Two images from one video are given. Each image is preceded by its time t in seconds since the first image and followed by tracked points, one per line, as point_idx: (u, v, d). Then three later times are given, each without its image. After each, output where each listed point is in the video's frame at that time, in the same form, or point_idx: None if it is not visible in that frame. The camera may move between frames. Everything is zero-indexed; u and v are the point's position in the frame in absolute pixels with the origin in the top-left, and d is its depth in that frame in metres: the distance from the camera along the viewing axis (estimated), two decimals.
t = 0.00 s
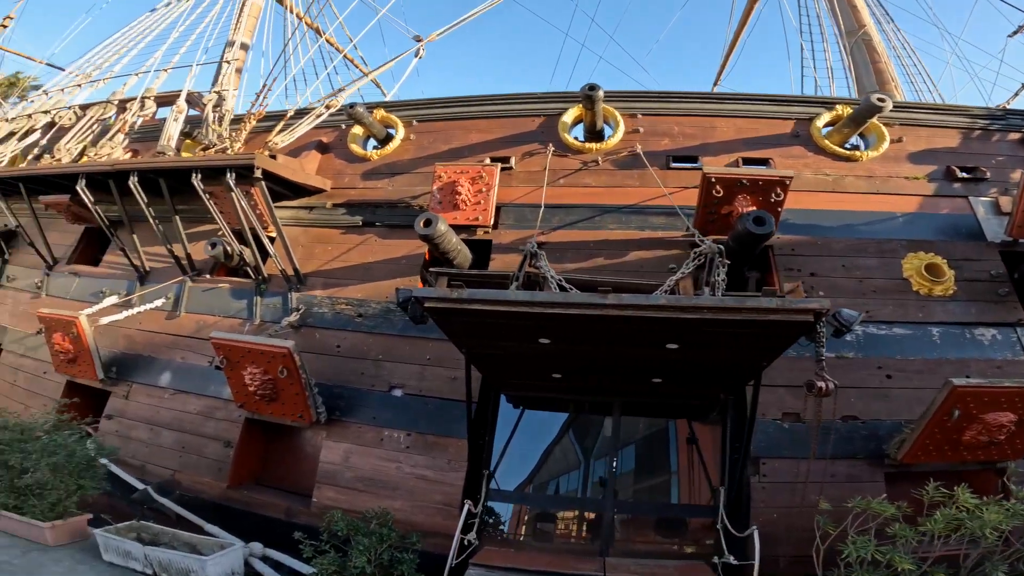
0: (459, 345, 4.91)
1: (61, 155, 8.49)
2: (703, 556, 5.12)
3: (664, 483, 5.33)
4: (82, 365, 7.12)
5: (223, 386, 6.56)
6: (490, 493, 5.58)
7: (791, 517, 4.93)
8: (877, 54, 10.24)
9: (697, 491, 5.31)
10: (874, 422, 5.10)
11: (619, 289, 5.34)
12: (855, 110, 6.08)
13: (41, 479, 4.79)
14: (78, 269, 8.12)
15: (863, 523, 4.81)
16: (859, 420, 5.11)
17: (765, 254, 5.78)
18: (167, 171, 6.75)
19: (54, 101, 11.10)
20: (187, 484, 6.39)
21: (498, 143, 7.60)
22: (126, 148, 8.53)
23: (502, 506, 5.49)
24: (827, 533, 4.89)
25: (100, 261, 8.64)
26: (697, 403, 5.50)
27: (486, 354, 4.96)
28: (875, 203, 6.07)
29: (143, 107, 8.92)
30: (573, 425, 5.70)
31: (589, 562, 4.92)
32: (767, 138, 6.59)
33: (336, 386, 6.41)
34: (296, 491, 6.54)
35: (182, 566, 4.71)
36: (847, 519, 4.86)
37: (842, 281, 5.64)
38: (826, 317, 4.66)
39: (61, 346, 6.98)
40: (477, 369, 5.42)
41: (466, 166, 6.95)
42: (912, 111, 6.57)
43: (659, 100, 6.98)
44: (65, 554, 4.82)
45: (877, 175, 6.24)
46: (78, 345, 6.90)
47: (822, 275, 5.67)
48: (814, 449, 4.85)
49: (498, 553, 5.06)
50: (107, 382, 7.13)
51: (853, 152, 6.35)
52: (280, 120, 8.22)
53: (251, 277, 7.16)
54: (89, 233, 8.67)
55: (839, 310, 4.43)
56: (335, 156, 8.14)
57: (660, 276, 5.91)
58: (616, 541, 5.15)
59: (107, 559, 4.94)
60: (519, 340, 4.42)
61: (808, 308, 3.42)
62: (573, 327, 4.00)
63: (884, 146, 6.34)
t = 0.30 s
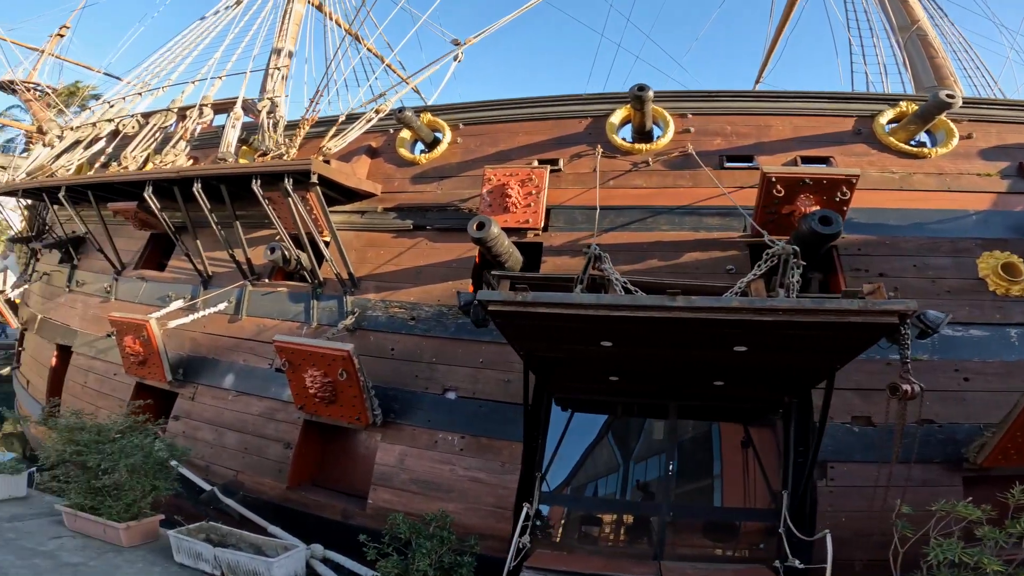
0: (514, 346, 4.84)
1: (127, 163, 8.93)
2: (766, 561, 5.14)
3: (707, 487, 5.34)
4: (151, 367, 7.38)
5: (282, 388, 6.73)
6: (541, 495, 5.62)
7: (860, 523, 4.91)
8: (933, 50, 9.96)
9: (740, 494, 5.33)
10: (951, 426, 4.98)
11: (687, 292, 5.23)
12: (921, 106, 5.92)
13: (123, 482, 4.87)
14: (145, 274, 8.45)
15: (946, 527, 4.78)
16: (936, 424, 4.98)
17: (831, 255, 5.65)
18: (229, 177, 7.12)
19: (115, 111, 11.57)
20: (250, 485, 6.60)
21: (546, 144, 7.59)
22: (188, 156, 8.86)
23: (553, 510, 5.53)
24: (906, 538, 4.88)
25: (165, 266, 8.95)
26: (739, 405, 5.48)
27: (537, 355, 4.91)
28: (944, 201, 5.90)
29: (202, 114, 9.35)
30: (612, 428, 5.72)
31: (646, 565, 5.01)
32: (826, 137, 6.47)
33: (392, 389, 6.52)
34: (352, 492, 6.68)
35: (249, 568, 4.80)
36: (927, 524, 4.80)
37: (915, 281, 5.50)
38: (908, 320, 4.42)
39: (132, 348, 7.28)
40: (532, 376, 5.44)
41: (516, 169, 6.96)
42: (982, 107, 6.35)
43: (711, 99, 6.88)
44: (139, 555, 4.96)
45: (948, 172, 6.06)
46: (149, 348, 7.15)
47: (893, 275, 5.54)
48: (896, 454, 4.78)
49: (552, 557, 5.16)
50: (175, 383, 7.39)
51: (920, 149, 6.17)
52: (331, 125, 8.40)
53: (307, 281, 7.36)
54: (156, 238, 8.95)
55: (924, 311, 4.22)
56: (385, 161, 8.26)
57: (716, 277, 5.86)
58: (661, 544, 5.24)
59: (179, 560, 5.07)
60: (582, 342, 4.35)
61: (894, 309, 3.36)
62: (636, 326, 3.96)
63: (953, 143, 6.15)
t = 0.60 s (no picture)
0: (561, 347, 4.64)
1: (175, 169, 9.31)
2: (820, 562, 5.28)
3: (740, 490, 5.45)
4: (201, 370, 7.59)
5: (327, 391, 6.86)
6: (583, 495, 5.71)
7: (919, 524, 4.97)
8: (978, 47, 9.77)
9: (774, 497, 5.41)
10: (1014, 430, 4.98)
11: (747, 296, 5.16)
12: (976, 105, 5.81)
13: (182, 484, 4.98)
14: (193, 278, 8.73)
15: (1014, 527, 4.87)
16: (1000, 428, 4.98)
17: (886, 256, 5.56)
18: (272, 183, 7.39)
19: (161, 118, 12.01)
20: (295, 487, 6.72)
21: (583, 146, 7.57)
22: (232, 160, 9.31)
23: (593, 512, 5.66)
24: (973, 540, 4.95)
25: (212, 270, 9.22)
26: (759, 406, 5.58)
27: (585, 359, 4.73)
28: (1000, 201, 5.79)
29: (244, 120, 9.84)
30: (645, 432, 5.78)
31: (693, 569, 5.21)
32: (874, 136, 6.38)
33: (435, 392, 6.51)
34: (396, 496, 6.72)
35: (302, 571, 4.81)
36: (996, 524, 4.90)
37: (973, 282, 5.40)
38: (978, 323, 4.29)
39: (183, 351, 7.50)
40: (577, 382, 5.39)
41: (555, 171, 6.87)
42: None
43: (753, 99, 6.80)
44: (194, 557, 5.03)
45: (1005, 171, 5.97)
46: (199, 351, 7.38)
47: (950, 276, 5.44)
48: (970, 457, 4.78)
49: (596, 559, 5.34)
50: (224, 386, 7.58)
51: (976, 148, 6.10)
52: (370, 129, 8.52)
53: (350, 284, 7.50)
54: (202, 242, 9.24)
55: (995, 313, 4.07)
56: (422, 165, 8.33)
57: (763, 280, 5.83)
58: (692, 546, 5.42)
59: (231, 563, 5.07)
60: (633, 347, 4.19)
61: (966, 312, 3.28)
62: (696, 335, 3.83)
63: (1010, 141, 6.06)
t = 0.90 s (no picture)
0: (607, 349, 4.50)
1: (221, 174, 9.72)
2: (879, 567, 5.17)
3: (778, 494, 5.36)
4: (247, 371, 7.75)
5: (369, 393, 6.95)
6: (625, 498, 5.63)
7: (983, 528, 4.90)
8: None
9: (814, 500, 5.32)
10: None
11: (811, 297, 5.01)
12: None
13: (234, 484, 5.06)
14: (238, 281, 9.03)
15: None
16: None
17: (943, 255, 5.42)
18: (313, 186, 7.62)
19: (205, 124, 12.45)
20: (338, 488, 6.79)
21: (622, 148, 7.50)
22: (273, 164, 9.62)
23: (636, 516, 5.58)
24: None
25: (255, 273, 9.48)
26: (789, 406, 5.44)
27: (630, 361, 4.56)
28: None
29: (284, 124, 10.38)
30: (677, 435, 5.68)
31: None
32: (927, 134, 6.27)
33: (475, 395, 6.43)
34: (436, 498, 6.73)
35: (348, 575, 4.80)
36: None
37: None
38: None
39: (230, 353, 7.68)
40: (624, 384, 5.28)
41: (595, 173, 6.80)
42: None
43: (798, 97, 6.65)
44: (243, 559, 5.09)
45: None
46: (245, 352, 7.55)
47: (1010, 277, 5.29)
48: None
49: (641, 565, 5.28)
50: (268, 388, 7.73)
51: None
52: (408, 132, 8.59)
53: (390, 287, 7.61)
54: (246, 246, 9.54)
55: None
56: (459, 168, 8.36)
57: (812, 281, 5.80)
58: (724, 550, 5.35)
59: (280, 565, 5.12)
60: (684, 350, 4.09)
61: None
62: (752, 336, 3.71)
63: None
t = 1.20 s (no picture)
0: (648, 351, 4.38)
1: (255, 176, 9.94)
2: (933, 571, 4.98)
3: (810, 498, 5.22)
4: (281, 373, 7.80)
5: (402, 394, 6.95)
6: (664, 501, 5.49)
7: None
8: None
9: (850, 503, 5.16)
10: None
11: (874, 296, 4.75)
12: None
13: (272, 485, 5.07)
14: (272, 283, 9.17)
15: None
16: None
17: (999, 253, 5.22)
18: (346, 188, 7.76)
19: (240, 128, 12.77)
20: (370, 490, 6.78)
21: (656, 146, 7.36)
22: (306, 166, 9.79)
23: (675, 519, 5.42)
24: None
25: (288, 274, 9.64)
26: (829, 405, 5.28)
27: (670, 361, 4.43)
28: None
29: (314, 127, 10.29)
30: (707, 437, 5.58)
31: None
32: (979, 129, 6.14)
33: (509, 396, 6.32)
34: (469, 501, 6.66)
35: None
36: None
37: None
38: None
39: (265, 354, 7.75)
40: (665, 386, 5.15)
41: (629, 171, 6.66)
42: None
43: (841, 94, 6.54)
44: (279, 561, 5.08)
45: None
46: (280, 354, 7.61)
47: None
48: None
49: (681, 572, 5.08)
50: (302, 388, 7.79)
51: None
52: (438, 133, 8.58)
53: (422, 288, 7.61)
54: (280, 248, 9.69)
55: None
56: (489, 168, 8.30)
57: (857, 280, 5.66)
58: (754, 555, 5.20)
59: (315, 567, 5.10)
60: (731, 350, 3.96)
61: None
62: (803, 336, 3.57)
63: None
